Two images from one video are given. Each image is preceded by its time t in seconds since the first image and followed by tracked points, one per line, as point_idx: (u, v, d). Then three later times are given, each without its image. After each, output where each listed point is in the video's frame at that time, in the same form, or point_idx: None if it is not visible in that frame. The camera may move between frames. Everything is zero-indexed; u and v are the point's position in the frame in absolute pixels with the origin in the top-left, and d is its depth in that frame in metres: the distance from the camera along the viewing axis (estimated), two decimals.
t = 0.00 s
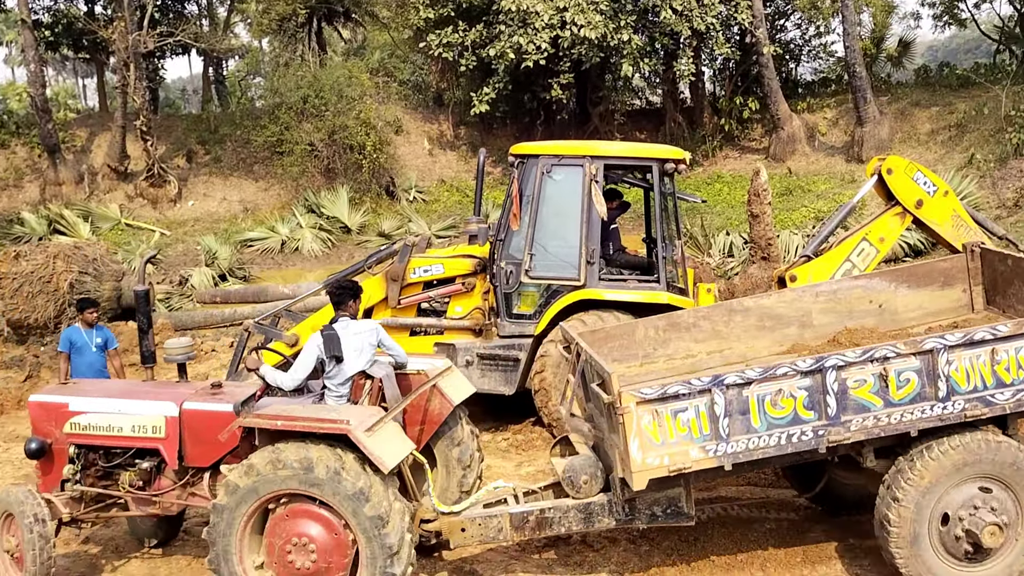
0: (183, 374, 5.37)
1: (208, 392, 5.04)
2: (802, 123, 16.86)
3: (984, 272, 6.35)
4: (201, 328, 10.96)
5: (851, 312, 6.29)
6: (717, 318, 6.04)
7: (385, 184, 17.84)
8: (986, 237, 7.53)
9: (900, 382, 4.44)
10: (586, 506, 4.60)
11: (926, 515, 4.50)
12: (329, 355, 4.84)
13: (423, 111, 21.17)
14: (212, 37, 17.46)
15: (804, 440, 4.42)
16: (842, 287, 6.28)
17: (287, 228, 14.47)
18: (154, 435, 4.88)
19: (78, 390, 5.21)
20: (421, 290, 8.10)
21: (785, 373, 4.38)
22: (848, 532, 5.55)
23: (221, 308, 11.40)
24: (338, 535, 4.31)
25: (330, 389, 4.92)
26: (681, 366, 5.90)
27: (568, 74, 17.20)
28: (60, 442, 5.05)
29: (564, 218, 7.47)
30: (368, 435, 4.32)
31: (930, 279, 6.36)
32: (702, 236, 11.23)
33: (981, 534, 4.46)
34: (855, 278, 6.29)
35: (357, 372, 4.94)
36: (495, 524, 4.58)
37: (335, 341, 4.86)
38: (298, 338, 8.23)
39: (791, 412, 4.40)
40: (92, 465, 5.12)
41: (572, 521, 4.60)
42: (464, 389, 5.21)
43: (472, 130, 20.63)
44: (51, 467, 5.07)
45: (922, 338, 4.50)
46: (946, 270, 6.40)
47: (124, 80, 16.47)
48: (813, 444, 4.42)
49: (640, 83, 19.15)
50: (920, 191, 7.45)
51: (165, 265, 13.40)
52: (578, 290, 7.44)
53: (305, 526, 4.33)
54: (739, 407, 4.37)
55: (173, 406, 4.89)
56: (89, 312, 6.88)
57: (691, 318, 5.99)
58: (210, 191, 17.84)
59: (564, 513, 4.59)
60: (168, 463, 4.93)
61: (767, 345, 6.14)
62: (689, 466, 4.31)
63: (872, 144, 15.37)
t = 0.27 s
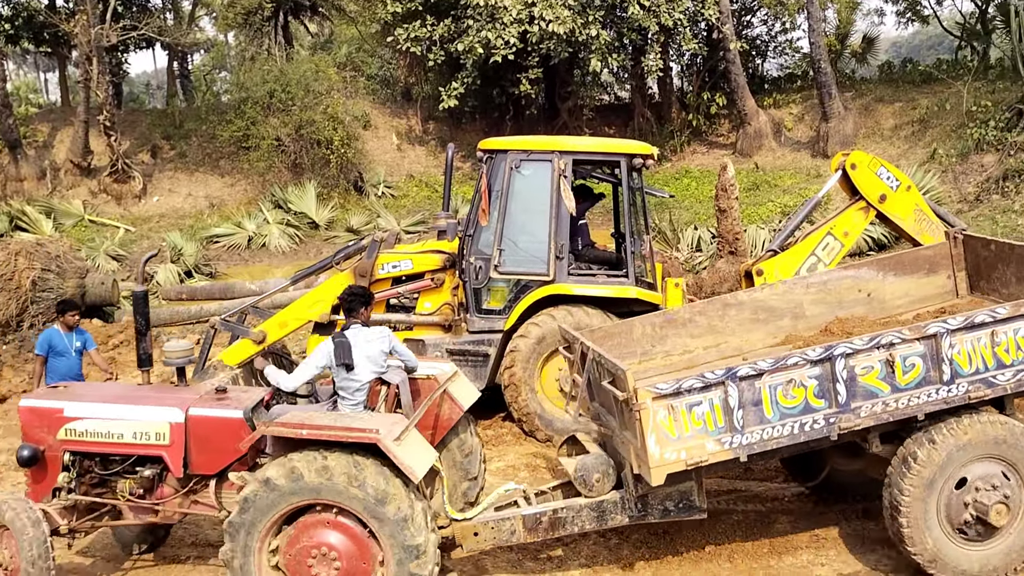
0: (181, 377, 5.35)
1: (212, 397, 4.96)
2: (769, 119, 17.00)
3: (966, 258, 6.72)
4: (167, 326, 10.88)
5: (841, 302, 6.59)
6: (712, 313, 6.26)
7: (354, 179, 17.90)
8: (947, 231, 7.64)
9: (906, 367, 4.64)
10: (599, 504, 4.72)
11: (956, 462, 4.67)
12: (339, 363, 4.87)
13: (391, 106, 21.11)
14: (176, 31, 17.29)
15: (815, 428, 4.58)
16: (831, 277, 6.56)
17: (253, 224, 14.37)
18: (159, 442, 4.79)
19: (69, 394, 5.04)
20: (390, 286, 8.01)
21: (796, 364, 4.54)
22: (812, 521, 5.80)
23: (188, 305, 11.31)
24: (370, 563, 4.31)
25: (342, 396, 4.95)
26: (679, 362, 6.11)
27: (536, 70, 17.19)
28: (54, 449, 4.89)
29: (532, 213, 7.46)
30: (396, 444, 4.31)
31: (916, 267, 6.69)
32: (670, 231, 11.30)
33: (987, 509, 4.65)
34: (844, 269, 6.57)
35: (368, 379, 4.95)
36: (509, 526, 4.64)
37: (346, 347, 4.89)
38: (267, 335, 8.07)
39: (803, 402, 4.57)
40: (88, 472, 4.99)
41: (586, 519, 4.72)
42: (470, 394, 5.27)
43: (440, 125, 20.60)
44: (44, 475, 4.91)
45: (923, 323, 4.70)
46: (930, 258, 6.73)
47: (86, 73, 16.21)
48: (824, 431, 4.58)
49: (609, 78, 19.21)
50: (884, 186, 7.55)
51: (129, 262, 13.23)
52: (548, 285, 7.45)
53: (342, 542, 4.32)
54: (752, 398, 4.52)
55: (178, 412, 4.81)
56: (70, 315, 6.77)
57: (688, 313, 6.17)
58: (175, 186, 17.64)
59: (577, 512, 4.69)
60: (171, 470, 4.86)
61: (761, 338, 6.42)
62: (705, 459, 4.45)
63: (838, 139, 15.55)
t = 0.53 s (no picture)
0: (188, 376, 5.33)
1: (226, 398, 4.85)
2: (730, 114, 17.14)
3: (964, 251, 6.80)
4: (127, 323, 10.74)
5: (845, 294, 6.73)
6: (721, 306, 6.40)
7: (316, 175, 17.81)
8: (904, 226, 7.76)
9: (923, 358, 4.78)
10: (620, 494, 4.89)
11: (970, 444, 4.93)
12: (373, 363, 4.64)
13: (354, 101, 21.03)
14: (134, 25, 17.07)
15: (837, 417, 4.72)
16: (835, 270, 6.69)
17: (214, 221, 14.23)
18: (176, 444, 4.66)
19: (68, 400, 4.82)
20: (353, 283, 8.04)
21: (819, 355, 4.67)
22: (783, 515, 5.90)
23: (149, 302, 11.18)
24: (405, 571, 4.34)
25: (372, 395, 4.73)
26: (689, 355, 6.25)
27: (500, 65, 17.19)
28: (58, 458, 4.66)
29: (496, 208, 7.46)
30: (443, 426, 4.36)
31: (915, 260, 6.81)
32: (634, 226, 11.37)
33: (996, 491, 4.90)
34: (848, 262, 6.69)
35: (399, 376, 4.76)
36: (532, 517, 4.79)
37: (380, 347, 4.66)
38: (228, 332, 7.96)
39: (825, 392, 4.70)
40: (93, 482, 4.77)
41: (607, 508, 4.88)
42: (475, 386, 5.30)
43: (404, 120, 20.53)
44: (46, 487, 4.65)
45: (940, 316, 4.86)
46: (930, 251, 6.83)
47: (42, 68, 15.89)
48: (846, 421, 4.72)
49: (572, 74, 19.23)
50: (843, 180, 7.64)
51: (88, 259, 13.01)
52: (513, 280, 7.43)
53: (389, 544, 4.31)
54: (776, 388, 4.64)
55: (196, 413, 4.68)
56: (41, 311, 6.20)
57: (697, 307, 6.33)
58: (134, 183, 17.37)
59: (599, 502, 4.86)
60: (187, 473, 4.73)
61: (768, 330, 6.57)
62: (732, 448, 4.58)
63: (799, 134, 15.72)
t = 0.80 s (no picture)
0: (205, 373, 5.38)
1: (247, 396, 4.87)
2: (706, 111, 17.21)
3: (967, 242, 6.87)
4: (101, 324, 10.62)
5: (852, 286, 6.83)
6: (732, 299, 6.52)
7: (292, 173, 17.81)
8: (878, 222, 7.84)
9: (945, 356, 4.96)
10: (643, 491, 5.00)
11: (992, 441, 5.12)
12: (402, 352, 4.63)
13: (330, 98, 20.94)
14: (106, 22, 16.97)
15: (863, 416, 4.87)
16: (844, 261, 6.78)
17: (189, 220, 14.13)
18: (198, 445, 4.69)
19: (84, 400, 4.84)
20: (329, 281, 7.99)
21: (845, 356, 4.81)
22: (760, 511, 6.03)
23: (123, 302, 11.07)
24: None
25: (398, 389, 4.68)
26: (701, 347, 6.32)
27: (476, 62, 17.16)
28: (74, 459, 4.71)
29: (474, 206, 7.44)
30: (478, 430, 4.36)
31: (921, 252, 6.86)
32: (611, 223, 11.40)
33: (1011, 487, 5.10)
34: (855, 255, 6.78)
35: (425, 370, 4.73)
36: (556, 514, 4.87)
37: (408, 336, 4.66)
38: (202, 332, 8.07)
39: (850, 391, 4.84)
40: (113, 481, 4.82)
41: (630, 505, 5.00)
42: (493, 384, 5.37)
43: (380, 118, 20.46)
44: (62, 490, 4.72)
45: (961, 314, 5.03)
46: (934, 243, 6.87)
47: (12, 66, 15.69)
48: (871, 419, 4.88)
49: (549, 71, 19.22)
50: (817, 177, 7.69)
51: (60, 259, 12.84)
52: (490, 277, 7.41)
53: (420, 562, 4.35)
54: (804, 388, 4.77)
55: (219, 414, 4.71)
56: (25, 310, 6.45)
57: (708, 299, 6.42)
58: (107, 182, 17.19)
59: (621, 499, 4.97)
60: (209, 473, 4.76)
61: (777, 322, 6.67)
62: (761, 447, 4.70)
63: (774, 132, 15.85)
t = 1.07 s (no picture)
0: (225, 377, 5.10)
1: (275, 394, 4.87)
2: (680, 109, 17.30)
3: (966, 236, 7.10)
4: (74, 325, 10.47)
5: (856, 280, 6.97)
6: (740, 293, 6.64)
7: (266, 172, 17.69)
8: (851, 219, 7.92)
9: (959, 345, 5.17)
10: (665, 484, 5.15)
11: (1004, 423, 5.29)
12: (433, 352, 4.64)
13: (304, 97, 20.87)
14: (76, 20, 16.97)
15: (881, 403, 5.05)
16: (847, 256, 6.94)
17: (162, 220, 14.03)
18: (228, 444, 4.66)
19: (108, 399, 4.77)
20: (305, 281, 7.94)
21: (865, 346, 4.97)
22: (737, 506, 6.10)
23: (96, 304, 10.93)
24: None
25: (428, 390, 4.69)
26: (712, 341, 6.45)
27: (451, 61, 17.15)
28: (100, 459, 4.63)
29: (451, 203, 7.41)
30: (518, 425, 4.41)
31: (921, 245, 7.04)
32: (587, 222, 11.43)
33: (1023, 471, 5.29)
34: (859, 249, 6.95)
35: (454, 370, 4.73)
36: (579, 508, 5.01)
37: (439, 335, 4.67)
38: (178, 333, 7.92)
39: (869, 380, 5.01)
40: (138, 481, 4.77)
41: (652, 497, 5.15)
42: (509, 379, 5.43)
43: (355, 117, 20.39)
44: (88, 491, 4.65)
45: (973, 304, 5.23)
46: (934, 237, 7.09)
47: None
48: (889, 406, 5.06)
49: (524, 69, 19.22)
50: (791, 174, 7.74)
51: (32, 260, 12.65)
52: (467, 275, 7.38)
53: (449, 569, 4.37)
54: (825, 376, 4.92)
55: (250, 411, 4.68)
56: (18, 313, 6.57)
57: (718, 294, 6.54)
58: (79, 182, 16.96)
59: (643, 492, 5.12)
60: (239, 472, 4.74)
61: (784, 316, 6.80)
62: (784, 436, 4.86)
63: (749, 130, 16.00)
